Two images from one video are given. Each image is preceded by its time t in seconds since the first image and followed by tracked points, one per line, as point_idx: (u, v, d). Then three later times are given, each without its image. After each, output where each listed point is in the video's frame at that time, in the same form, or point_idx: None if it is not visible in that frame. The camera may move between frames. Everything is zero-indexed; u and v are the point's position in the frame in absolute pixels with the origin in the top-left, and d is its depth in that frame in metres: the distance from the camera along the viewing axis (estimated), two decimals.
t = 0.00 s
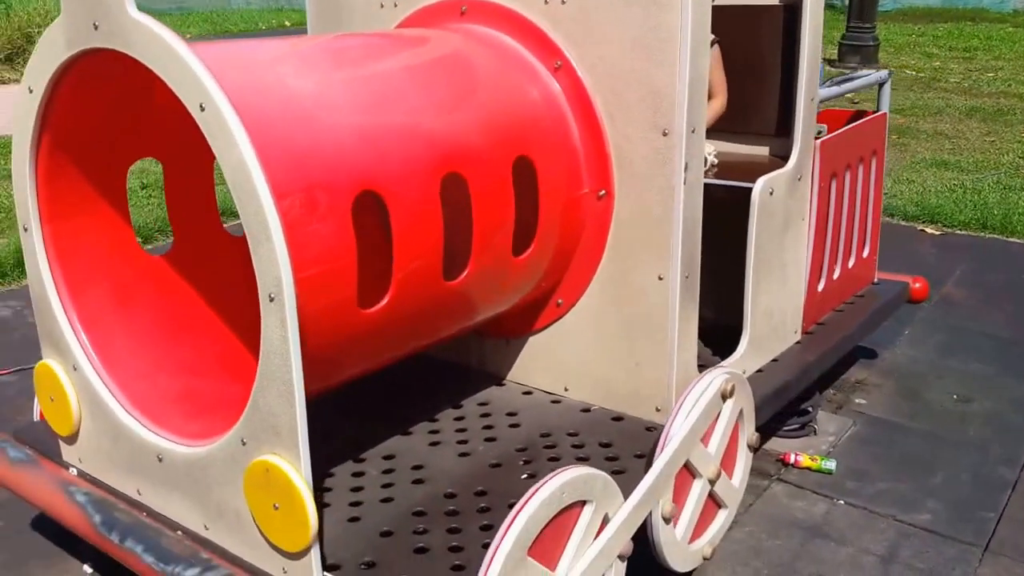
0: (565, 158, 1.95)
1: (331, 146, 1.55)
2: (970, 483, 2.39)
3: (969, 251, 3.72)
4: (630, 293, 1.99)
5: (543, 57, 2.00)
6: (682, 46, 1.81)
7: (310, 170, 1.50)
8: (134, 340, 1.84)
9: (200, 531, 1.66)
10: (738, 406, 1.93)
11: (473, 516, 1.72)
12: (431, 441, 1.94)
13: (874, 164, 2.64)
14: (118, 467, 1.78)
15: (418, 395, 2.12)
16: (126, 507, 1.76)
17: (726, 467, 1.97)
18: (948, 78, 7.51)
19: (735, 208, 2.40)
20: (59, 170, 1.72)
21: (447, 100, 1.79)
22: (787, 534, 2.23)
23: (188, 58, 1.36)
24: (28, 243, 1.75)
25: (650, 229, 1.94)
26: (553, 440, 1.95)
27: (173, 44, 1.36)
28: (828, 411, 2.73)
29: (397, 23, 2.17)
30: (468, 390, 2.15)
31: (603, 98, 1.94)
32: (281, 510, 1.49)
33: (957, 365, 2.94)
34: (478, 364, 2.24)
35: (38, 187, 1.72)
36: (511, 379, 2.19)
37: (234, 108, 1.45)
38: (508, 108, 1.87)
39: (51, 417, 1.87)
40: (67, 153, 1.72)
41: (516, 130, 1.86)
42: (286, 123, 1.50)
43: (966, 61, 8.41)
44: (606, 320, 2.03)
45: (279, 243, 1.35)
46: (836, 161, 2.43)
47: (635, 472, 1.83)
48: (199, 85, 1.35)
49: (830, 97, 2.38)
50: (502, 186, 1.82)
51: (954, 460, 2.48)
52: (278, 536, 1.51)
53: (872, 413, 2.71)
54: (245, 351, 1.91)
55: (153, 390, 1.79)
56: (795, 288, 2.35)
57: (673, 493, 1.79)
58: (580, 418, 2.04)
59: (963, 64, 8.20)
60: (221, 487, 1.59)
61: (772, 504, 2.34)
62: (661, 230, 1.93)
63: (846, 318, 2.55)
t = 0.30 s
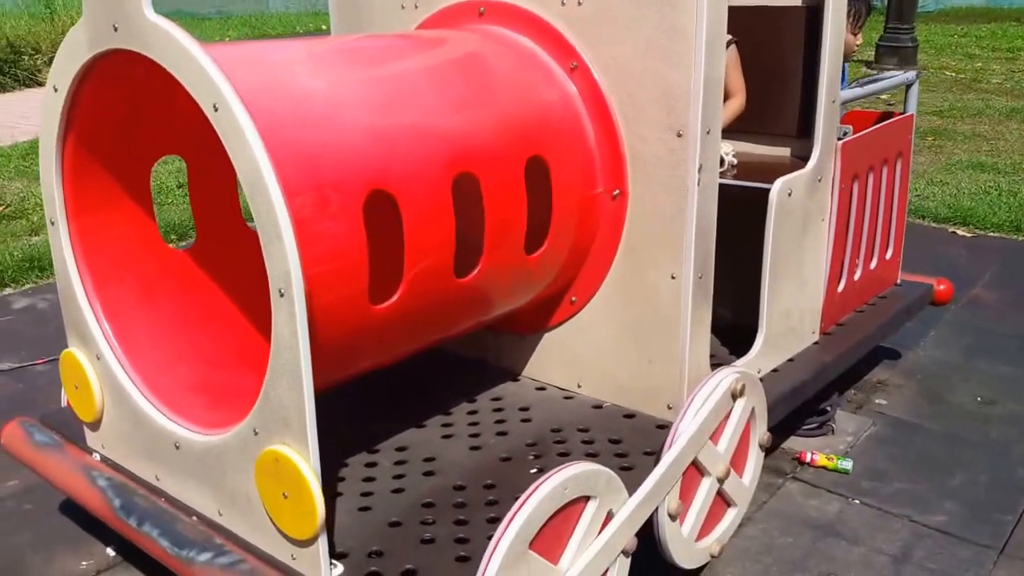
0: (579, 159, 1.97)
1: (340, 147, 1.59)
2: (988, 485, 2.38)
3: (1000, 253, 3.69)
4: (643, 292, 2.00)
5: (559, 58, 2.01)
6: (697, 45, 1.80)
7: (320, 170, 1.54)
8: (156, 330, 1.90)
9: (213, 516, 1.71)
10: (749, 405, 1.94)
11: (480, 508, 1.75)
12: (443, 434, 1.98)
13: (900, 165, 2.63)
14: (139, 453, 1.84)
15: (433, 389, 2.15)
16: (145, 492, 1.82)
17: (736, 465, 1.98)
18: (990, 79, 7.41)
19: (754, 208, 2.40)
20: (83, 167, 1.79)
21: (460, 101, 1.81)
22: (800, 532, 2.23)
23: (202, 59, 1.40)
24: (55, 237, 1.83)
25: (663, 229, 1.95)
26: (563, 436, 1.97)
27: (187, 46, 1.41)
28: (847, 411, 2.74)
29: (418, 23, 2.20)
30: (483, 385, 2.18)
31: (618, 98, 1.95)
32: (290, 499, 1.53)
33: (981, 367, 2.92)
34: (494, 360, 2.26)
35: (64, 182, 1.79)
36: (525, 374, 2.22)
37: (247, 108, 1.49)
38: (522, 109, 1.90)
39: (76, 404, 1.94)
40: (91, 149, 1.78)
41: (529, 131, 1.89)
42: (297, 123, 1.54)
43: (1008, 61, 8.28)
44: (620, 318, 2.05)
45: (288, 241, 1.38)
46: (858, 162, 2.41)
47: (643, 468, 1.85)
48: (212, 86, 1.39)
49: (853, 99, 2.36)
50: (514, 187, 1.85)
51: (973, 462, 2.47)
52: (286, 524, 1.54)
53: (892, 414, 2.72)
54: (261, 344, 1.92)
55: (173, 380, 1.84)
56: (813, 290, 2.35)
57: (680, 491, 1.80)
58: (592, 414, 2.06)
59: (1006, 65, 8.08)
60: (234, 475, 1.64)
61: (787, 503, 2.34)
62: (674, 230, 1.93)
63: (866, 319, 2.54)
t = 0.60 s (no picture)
0: (595, 163, 1.98)
1: (355, 147, 1.61)
2: (1006, 497, 2.36)
3: None
4: (658, 296, 2.00)
5: (578, 61, 2.03)
6: (714, 51, 1.81)
7: (334, 170, 1.57)
8: (175, 325, 1.94)
9: (227, 509, 1.75)
10: (762, 411, 1.93)
11: (488, 506, 1.76)
12: (457, 433, 1.98)
13: (923, 174, 2.62)
14: (156, 445, 1.88)
15: (447, 387, 2.16)
16: (159, 483, 1.87)
17: (748, 470, 1.97)
18: None
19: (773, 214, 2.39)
20: (104, 165, 1.84)
21: (477, 103, 1.83)
22: (814, 540, 2.22)
23: (219, 61, 1.45)
24: (77, 233, 1.88)
25: (678, 233, 1.95)
26: (575, 437, 1.98)
27: (205, 48, 1.47)
28: (866, 419, 2.73)
29: (439, 25, 2.22)
30: (498, 385, 2.19)
31: (635, 102, 1.96)
32: (300, 492, 1.56)
33: (1005, 379, 2.89)
34: (510, 360, 2.27)
35: (85, 179, 1.85)
36: (541, 376, 2.23)
37: (263, 110, 1.53)
38: (539, 112, 1.91)
39: (95, 396, 1.98)
40: (111, 148, 1.84)
41: (544, 134, 1.90)
42: (313, 124, 1.57)
43: None
44: (635, 321, 2.05)
45: (298, 238, 1.43)
46: (880, 171, 2.40)
47: (653, 471, 1.85)
48: (227, 86, 1.44)
49: (876, 106, 2.35)
50: (529, 189, 1.86)
51: (992, 473, 2.46)
52: (297, 517, 1.58)
53: (911, 424, 2.70)
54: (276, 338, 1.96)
55: (190, 373, 1.89)
56: (831, 298, 2.34)
57: (689, 494, 1.81)
58: (605, 417, 2.06)
59: None
60: (246, 468, 1.67)
61: (802, 510, 2.33)
62: (688, 235, 1.93)
63: (885, 327, 2.52)
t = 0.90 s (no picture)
0: (612, 168, 1.99)
1: (374, 146, 1.63)
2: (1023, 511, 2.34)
3: None
4: (672, 300, 2.01)
5: (596, 67, 2.04)
6: (731, 59, 1.82)
7: (353, 169, 1.59)
8: (192, 321, 1.97)
9: (238, 502, 1.78)
10: (774, 416, 1.93)
11: (497, 504, 1.77)
12: (468, 433, 2.00)
13: (945, 184, 2.60)
14: (171, 438, 1.91)
15: (460, 387, 2.18)
16: (172, 474, 1.91)
17: (759, 475, 1.97)
18: None
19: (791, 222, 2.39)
20: (128, 164, 1.89)
21: (494, 106, 1.85)
22: (825, 548, 2.22)
23: (241, 61, 1.48)
24: (98, 229, 1.93)
25: (692, 239, 1.96)
26: (586, 439, 1.99)
27: (227, 48, 1.50)
28: (882, 430, 2.72)
29: (460, 29, 2.24)
30: (511, 386, 2.20)
31: (652, 108, 1.97)
32: (309, 485, 1.59)
33: None
34: (524, 363, 2.29)
35: (108, 176, 1.90)
36: (555, 379, 2.24)
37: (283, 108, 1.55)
38: (556, 116, 1.93)
39: (113, 390, 2.02)
40: (135, 146, 1.88)
41: (561, 138, 1.92)
42: (332, 123, 1.60)
43: None
44: (648, 325, 2.05)
45: (314, 234, 1.46)
46: (900, 180, 2.39)
47: (662, 474, 1.85)
48: (248, 85, 1.47)
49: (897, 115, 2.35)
50: (544, 192, 1.88)
51: (1010, 487, 2.44)
52: (308, 510, 1.60)
53: (929, 436, 2.68)
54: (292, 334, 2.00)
55: (206, 369, 1.92)
56: (848, 307, 2.33)
57: (698, 497, 1.81)
58: (617, 420, 2.06)
59: None
60: (258, 461, 1.70)
61: (814, 519, 2.33)
62: (703, 240, 1.94)
63: (904, 338, 2.51)
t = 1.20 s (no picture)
0: (625, 171, 2.00)
1: (387, 146, 1.65)
2: None
3: None
4: (684, 304, 2.01)
5: (611, 71, 2.05)
6: (744, 63, 1.83)
7: (366, 167, 1.61)
8: (208, 315, 2.00)
9: (251, 494, 1.81)
10: (782, 421, 1.94)
11: (504, 503, 1.78)
12: (479, 432, 2.01)
13: (965, 194, 2.59)
14: (187, 430, 1.94)
15: (472, 388, 2.20)
16: (187, 466, 1.94)
17: (768, 481, 1.98)
18: None
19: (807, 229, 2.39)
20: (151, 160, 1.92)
21: (508, 108, 1.87)
22: (836, 557, 2.21)
23: (258, 60, 1.51)
24: (118, 221, 1.95)
25: (704, 243, 1.96)
26: (596, 441, 2.00)
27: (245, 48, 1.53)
28: (900, 441, 2.69)
29: (479, 33, 2.27)
30: (523, 388, 2.22)
31: (666, 112, 1.99)
32: (318, 476, 1.61)
33: None
34: (536, 365, 2.30)
35: (129, 173, 1.93)
36: (567, 381, 2.24)
37: (298, 107, 1.57)
38: (570, 119, 1.94)
39: (130, 382, 2.05)
40: (156, 143, 1.91)
41: (574, 140, 1.93)
42: (347, 123, 1.62)
43: None
44: (660, 329, 2.06)
45: (326, 230, 1.48)
46: (919, 189, 2.38)
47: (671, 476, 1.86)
48: (264, 83, 1.50)
49: (916, 124, 2.34)
50: (555, 194, 1.89)
51: None
52: (317, 501, 1.62)
53: (946, 448, 2.66)
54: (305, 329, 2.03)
55: (220, 364, 1.94)
56: (863, 315, 2.33)
57: (704, 500, 1.82)
58: (629, 423, 2.07)
59: None
60: (269, 453, 1.73)
61: (826, 527, 2.32)
62: (715, 245, 1.94)
63: (921, 348, 2.50)
